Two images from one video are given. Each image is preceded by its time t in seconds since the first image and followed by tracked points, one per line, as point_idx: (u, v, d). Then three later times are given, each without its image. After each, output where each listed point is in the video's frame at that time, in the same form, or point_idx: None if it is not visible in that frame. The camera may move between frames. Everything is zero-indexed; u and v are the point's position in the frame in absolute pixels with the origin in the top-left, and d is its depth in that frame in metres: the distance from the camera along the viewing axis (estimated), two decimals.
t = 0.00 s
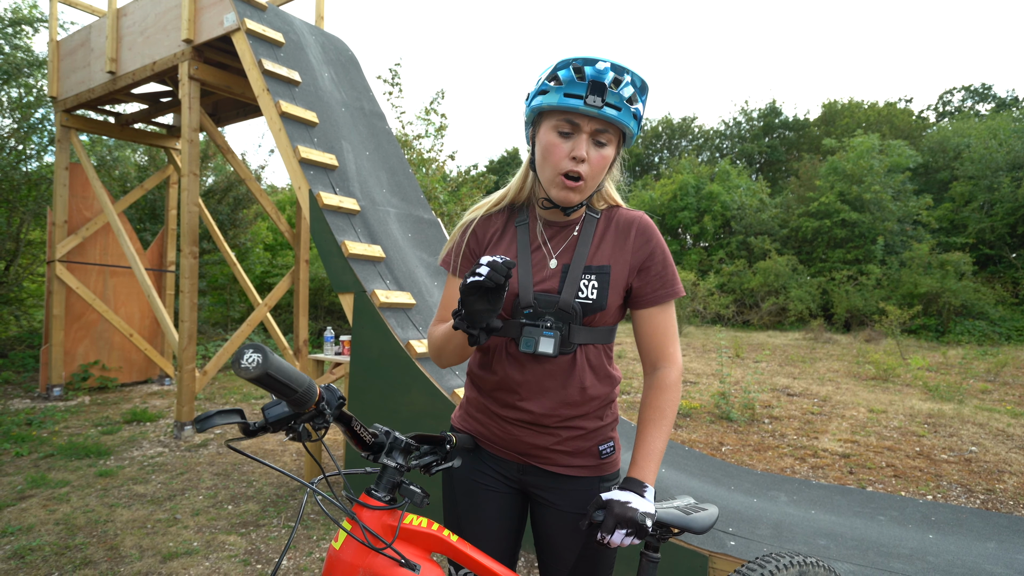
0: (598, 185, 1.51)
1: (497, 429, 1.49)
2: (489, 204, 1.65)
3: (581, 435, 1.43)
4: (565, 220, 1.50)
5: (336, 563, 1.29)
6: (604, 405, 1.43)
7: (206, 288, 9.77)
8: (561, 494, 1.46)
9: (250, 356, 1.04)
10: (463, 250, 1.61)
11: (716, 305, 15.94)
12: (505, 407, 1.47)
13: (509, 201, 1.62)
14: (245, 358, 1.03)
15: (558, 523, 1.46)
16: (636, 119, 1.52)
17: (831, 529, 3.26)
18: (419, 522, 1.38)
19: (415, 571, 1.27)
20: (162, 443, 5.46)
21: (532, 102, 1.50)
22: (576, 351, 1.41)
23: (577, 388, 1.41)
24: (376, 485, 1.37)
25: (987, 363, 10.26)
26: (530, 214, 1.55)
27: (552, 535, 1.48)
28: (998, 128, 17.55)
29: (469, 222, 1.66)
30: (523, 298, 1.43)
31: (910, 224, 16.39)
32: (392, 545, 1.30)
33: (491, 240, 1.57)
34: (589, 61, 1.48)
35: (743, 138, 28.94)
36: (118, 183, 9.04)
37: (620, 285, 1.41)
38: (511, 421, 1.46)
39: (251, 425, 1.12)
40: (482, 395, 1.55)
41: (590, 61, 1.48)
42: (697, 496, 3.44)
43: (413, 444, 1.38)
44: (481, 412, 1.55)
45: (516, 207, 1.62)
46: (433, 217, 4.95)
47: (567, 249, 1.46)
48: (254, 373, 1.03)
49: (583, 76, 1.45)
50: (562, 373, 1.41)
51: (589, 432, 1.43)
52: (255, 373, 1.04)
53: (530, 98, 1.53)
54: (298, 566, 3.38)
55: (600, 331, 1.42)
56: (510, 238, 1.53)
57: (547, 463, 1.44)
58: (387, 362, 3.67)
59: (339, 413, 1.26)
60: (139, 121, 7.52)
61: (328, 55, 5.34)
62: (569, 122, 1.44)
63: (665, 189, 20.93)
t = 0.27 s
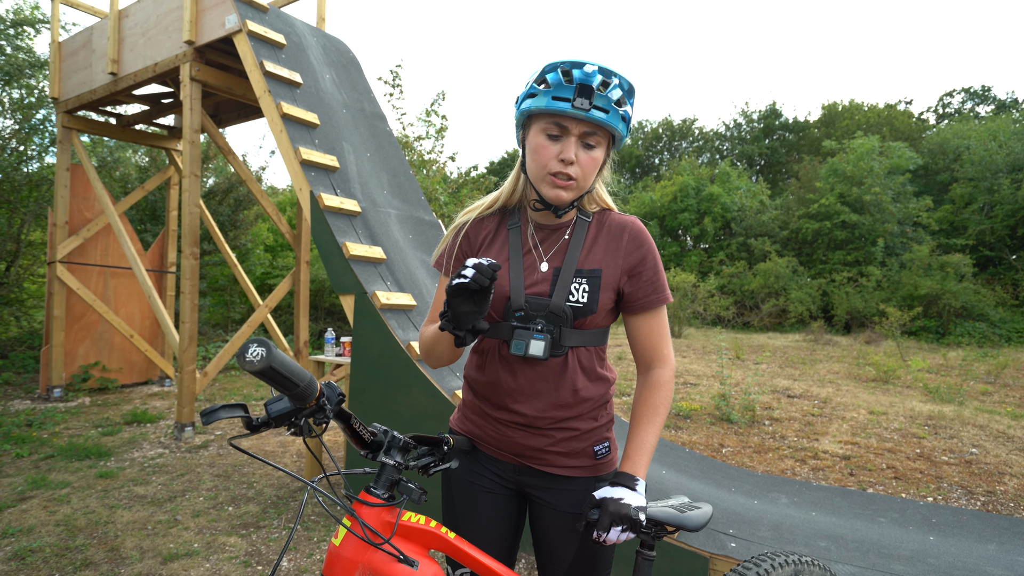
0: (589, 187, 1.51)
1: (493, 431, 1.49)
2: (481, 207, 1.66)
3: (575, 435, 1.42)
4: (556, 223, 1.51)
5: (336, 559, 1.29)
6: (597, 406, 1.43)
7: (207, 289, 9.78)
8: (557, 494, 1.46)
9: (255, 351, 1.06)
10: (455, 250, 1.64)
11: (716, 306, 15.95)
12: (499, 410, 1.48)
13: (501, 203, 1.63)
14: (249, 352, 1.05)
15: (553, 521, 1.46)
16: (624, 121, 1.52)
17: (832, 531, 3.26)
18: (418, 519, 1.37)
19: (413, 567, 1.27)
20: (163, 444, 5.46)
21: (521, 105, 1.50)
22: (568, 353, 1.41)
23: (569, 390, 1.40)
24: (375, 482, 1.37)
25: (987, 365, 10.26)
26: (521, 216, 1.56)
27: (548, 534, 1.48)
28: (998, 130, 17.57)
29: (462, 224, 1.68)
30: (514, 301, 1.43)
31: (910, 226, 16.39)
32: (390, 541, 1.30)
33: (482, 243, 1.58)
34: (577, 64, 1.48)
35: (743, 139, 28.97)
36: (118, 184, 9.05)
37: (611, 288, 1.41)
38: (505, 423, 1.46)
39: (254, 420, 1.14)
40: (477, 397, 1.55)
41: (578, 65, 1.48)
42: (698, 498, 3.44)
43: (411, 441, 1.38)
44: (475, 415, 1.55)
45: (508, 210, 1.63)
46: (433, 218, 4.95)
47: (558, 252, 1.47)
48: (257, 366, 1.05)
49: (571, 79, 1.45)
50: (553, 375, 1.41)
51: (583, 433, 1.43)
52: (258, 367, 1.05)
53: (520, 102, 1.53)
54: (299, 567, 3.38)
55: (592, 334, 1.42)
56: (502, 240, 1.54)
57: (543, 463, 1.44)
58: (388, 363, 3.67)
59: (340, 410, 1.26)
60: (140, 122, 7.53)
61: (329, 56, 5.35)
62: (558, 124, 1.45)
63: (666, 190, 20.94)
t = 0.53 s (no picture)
0: (580, 188, 1.51)
1: (492, 432, 1.51)
2: (480, 212, 1.68)
3: (570, 437, 1.41)
4: (549, 224, 1.51)
5: (334, 553, 1.29)
6: (592, 406, 1.41)
7: (207, 291, 9.78)
8: (554, 495, 1.45)
9: (249, 337, 1.07)
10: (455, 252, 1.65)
11: (716, 309, 15.97)
12: (497, 410, 1.49)
13: (499, 208, 1.65)
14: (243, 339, 1.05)
15: (551, 523, 1.46)
16: (611, 123, 1.52)
17: (831, 533, 3.26)
18: (413, 515, 1.38)
19: (409, 560, 1.27)
20: (162, 446, 5.46)
21: (509, 113, 1.53)
22: (560, 351, 1.40)
23: (561, 389, 1.40)
24: (371, 477, 1.37)
25: (987, 368, 10.27)
26: (516, 219, 1.57)
27: (546, 536, 1.47)
28: (997, 133, 17.60)
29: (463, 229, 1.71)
30: (507, 299, 1.44)
31: (909, 229, 16.41)
32: (386, 534, 1.30)
33: (480, 244, 1.60)
34: (559, 69, 1.49)
35: (743, 142, 29.00)
36: (118, 186, 9.05)
37: (604, 286, 1.39)
38: (503, 424, 1.47)
39: (250, 409, 1.14)
40: (477, 398, 1.57)
41: (559, 70, 1.49)
42: (697, 500, 3.44)
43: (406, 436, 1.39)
44: (476, 415, 1.57)
45: (505, 214, 1.65)
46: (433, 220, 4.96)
47: (551, 251, 1.46)
48: (251, 351, 1.05)
49: (554, 84, 1.46)
50: (545, 373, 1.41)
51: (578, 434, 1.41)
52: (252, 352, 1.05)
53: (507, 111, 1.55)
54: (299, 568, 3.38)
55: (584, 333, 1.40)
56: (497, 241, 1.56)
57: (540, 464, 1.44)
58: (388, 364, 3.68)
59: (335, 402, 1.27)
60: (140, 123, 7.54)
61: (330, 58, 5.36)
62: (543, 129, 1.46)
63: (665, 193, 20.96)
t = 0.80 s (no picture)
0: (584, 190, 1.51)
1: (493, 433, 1.51)
2: (487, 213, 1.70)
3: (570, 441, 1.41)
4: (553, 226, 1.52)
5: (336, 553, 1.29)
6: (592, 411, 1.41)
7: (207, 291, 9.79)
8: (554, 500, 1.45)
9: (250, 337, 1.07)
10: (461, 255, 1.68)
11: (716, 311, 15.97)
12: (497, 412, 1.50)
13: (504, 209, 1.66)
14: (244, 338, 1.06)
15: (551, 526, 1.46)
16: (616, 125, 1.52)
17: (832, 536, 3.26)
18: (414, 516, 1.38)
19: (410, 561, 1.28)
20: (162, 446, 5.46)
21: (515, 114, 1.53)
22: (560, 355, 1.40)
23: (561, 392, 1.39)
24: (373, 479, 1.37)
25: (987, 371, 10.27)
26: (521, 220, 1.58)
27: (547, 540, 1.47)
28: (998, 136, 17.61)
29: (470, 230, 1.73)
30: (508, 301, 1.45)
31: (909, 231, 16.41)
32: (388, 535, 1.30)
33: (485, 245, 1.62)
34: (564, 71, 1.50)
35: (743, 144, 29.02)
36: (120, 186, 9.06)
37: (606, 290, 1.38)
38: (504, 426, 1.48)
39: (252, 409, 1.14)
40: (479, 399, 1.58)
41: (565, 71, 1.49)
42: (696, 502, 3.44)
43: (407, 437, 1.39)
44: (479, 416, 1.58)
45: (511, 215, 1.66)
46: (434, 221, 4.96)
47: (554, 254, 1.47)
48: (252, 350, 1.06)
49: (559, 86, 1.46)
50: (545, 376, 1.40)
51: (579, 438, 1.41)
52: (253, 351, 1.06)
53: (513, 111, 1.56)
54: (299, 569, 3.38)
55: (586, 337, 1.39)
56: (502, 242, 1.57)
57: (540, 469, 1.44)
58: (388, 365, 3.68)
59: (336, 402, 1.27)
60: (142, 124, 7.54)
61: (331, 60, 5.37)
62: (548, 129, 1.47)
63: (666, 195, 20.97)
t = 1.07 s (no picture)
0: (585, 190, 1.51)
1: (494, 436, 1.51)
2: (488, 214, 1.71)
3: (570, 445, 1.41)
4: (554, 226, 1.52)
5: (337, 556, 1.29)
6: (593, 414, 1.40)
7: (207, 291, 9.79)
8: (555, 504, 1.45)
9: (252, 341, 1.07)
10: (463, 256, 1.70)
11: (715, 313, 15.98)
12: (499, 414, 1.50)
13: (504, 210, 1.67)
14: (247, 342, 1.06)
15: (551, 530, 1.46)
16: (616, 123, 1.52)
17: (831, 538, 3.26)
18: (417, 518, 1.38)
19: (412, 564, 1.28)
20: (162, 446, 5.46)
21: (515, 113, 1.54)
22: (561, 356, 1.39)
23: (561, 395, 1.39)
24: (375, 481, 1.37)
25: (986, 374, 10.27)
26: (522, 221, 1.58)
27: (546, 543, 1.47)
28: (997, 139, 17.63)
29: (470, 232, 1.74)
30: (509, 303, 1.45)
31: (909, 234, 16.42)
32: (390, 538, 1.30)
33: (487, 247, 1.62)
34: (564, 69, 1.50)
35: (743, 146, 29.04)
36: (120, 186, 9.06)
37: (606, 291, 1.37)
38: (504, 428, 1.48)
39: (254, 412, 1.14)
40: (481, 401, 1.58)
41: (564, 68, 1.49)
42: (696, 504, 3.44)
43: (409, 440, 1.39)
44: (480, 418, 1.58)
45: (511, 216, 1.66)
46: (435, 222, 4.96)
47: (555, 255, 1.47)
48: (255, 355, 1.06)
49: (559, 84, 1.47)
50: (546, 378, 1.40)
51: (579, 442, 1.41)
52: (255, 356, 1.06)
53: (513, 110, 1.57)
54: (298, 570, 3.38)
55: (587, 339, 1.39)
56: (503, 243, 1.58)
57: (540, 472, 1.44)
58: (388, 366, 3.67)
59: (339, 405, 1.27)
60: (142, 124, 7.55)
61: (332, 60, 5.37)
62: (548, 128, 1.47)
63: (665, 196, 20.97)
